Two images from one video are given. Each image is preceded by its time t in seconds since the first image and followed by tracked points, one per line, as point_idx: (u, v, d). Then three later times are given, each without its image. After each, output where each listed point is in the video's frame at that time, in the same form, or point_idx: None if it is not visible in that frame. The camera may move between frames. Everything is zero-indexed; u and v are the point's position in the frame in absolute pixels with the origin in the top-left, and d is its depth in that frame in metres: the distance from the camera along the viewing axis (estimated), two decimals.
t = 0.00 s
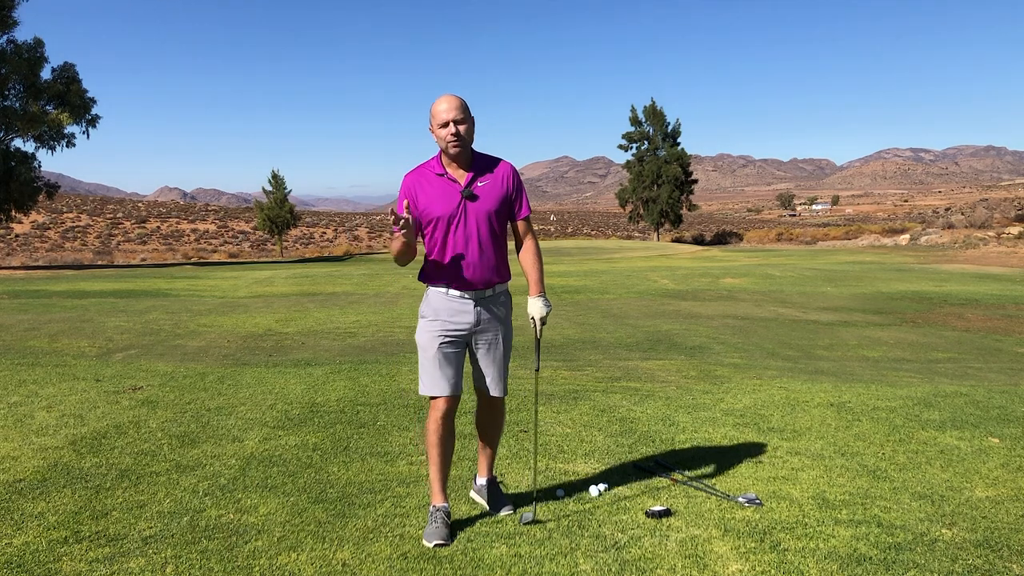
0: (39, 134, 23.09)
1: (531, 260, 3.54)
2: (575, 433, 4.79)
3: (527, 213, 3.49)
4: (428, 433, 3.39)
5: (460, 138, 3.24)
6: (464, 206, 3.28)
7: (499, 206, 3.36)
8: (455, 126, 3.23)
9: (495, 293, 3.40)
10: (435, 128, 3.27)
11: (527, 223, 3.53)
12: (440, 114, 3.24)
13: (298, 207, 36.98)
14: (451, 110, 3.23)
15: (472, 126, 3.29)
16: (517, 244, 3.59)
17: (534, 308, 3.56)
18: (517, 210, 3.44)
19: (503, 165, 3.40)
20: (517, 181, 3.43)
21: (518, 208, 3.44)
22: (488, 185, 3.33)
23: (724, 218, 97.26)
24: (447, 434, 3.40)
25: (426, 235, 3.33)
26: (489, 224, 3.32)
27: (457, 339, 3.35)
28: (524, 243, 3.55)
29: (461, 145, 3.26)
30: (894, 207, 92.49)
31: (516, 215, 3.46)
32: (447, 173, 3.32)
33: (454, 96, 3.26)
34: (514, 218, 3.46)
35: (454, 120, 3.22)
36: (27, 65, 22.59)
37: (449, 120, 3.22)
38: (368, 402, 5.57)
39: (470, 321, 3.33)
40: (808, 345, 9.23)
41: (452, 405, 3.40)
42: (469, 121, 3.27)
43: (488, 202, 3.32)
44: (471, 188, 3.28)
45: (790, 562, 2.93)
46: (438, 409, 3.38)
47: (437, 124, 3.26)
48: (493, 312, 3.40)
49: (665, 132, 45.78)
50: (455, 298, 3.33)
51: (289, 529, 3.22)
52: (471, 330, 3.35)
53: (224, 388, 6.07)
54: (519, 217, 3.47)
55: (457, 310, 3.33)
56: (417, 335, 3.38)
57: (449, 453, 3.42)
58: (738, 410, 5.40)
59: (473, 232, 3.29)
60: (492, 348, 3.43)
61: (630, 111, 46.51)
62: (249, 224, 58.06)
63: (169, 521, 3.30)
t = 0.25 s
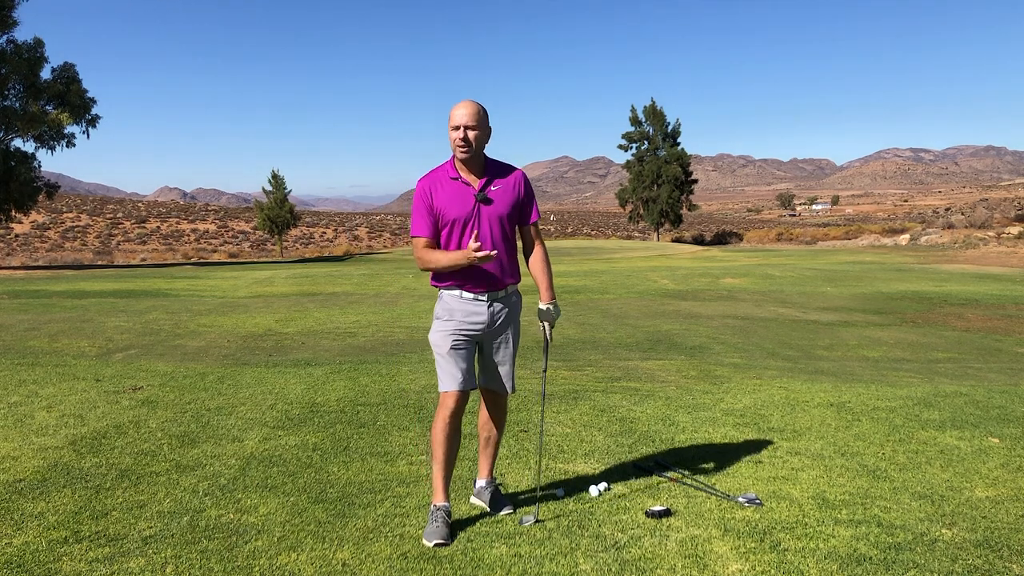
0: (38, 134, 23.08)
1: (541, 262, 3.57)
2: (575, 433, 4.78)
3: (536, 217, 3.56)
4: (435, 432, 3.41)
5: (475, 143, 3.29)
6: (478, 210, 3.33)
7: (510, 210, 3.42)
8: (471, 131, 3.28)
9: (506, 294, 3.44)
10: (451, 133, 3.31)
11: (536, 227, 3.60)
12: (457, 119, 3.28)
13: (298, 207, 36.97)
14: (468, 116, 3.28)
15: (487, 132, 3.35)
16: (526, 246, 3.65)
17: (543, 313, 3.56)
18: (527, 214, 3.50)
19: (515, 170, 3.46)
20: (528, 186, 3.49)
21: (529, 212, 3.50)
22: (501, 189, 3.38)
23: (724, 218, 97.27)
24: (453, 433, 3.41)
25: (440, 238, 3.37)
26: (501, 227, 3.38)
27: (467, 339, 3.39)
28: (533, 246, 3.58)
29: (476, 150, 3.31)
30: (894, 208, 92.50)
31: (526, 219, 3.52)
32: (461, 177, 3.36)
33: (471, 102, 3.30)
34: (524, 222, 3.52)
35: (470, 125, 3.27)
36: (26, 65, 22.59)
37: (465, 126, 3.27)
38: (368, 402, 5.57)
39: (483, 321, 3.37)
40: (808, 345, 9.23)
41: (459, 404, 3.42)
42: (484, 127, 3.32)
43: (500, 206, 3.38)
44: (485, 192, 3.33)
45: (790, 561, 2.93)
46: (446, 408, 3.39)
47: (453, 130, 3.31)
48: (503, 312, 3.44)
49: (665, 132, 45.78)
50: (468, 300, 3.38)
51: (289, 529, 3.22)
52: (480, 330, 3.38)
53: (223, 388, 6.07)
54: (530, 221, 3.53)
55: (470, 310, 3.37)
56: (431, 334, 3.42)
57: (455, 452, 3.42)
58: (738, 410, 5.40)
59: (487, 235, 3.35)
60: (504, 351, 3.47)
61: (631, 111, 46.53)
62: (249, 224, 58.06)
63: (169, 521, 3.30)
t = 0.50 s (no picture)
0: (38, 134, 23.08)
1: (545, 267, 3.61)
2: (575, 433, 4.78)
3: (546, 220, 3.56)
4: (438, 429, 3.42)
5: (488, 143, 3.31)
6: (488, 209, 3.33)
7: (520, 211, 3.42)
8: (485, 132, 3.30)
9: (512, 292, 3.41)
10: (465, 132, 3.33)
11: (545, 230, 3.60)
12: (474, 120, 3.30)
13: (298, 207, 36.97)
14: (483, 116, 3.30)
15: (501, 134, 3.37)
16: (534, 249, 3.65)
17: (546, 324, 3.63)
18: (536, 217, 3.51)
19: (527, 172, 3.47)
20: (538, 189, 3.50)
21: (538, 215, 3.51)
22: (512, 191, 3.39)
23: (724, 218, 97.28)
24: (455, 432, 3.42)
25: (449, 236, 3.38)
26: (511, 228, 3.38)
27: (471, 337, 3.39)
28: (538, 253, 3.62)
29: (490, 150, 3.33)
30: (894, 208, 92.50)
31: (535, 222, 3.52)
32: (473, 176, 3.37)
33: (487, 103, 3.32)
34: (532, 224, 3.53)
35: (484, 126, 3.29)
36: (26, 65, 22.59)
37: (479, 126, 3.29)
38: (368, 402, 5.57)
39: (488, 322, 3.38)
40: (808, 345, 9.23)
41: (462, 402, 3.42)
42: (498, 128, 3.34)
43: (511, 207, 3.38)
44: (495, 192, 3.34)
45: (790, 562, 2.93)
46: (448, 406, 3.41)
47: (467, 129, 3.33)
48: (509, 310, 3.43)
49: (665, 132, 45.79)
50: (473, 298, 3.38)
51: (289, 529, 3.22)
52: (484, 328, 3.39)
53: (223, 388, 6.07)
54: (538, 224, 3.54)
55: (477, 311, 3.38)
56: (435, 334, 3.42)
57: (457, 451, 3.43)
58: (738, 410, 5.40)
59: (496, 234, 3.34)
60: (508, 352, 3.49)
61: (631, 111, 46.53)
62: (249, 224, 58.05)
63: (169, 521, 3.30)
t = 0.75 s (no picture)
0: (38, 134, 23.07)
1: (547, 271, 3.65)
2: (575, 433, 4.78)
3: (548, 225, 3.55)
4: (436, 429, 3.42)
5: (495, 145, 3.31)
6: (488, 209, 3.34)
7: (521, 214, 3.41)
8: (492, 133, 3.30)
9: (510, 292, 3.42)
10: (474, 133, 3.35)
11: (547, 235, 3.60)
12: (483, 120, 3.31)
13: (298, 207, 36.96)
14: (493, 118, 3.31)
15: (509, 136, 3.37)
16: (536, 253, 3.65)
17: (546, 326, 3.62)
18: (538, 221, 3.50)
19: (532, 177, 3.47)
20: (542, 194, 3.49)
21: (539, 219, 3.50)
22: (514, 193, 3.39)
23: (724, 218, 97.26)
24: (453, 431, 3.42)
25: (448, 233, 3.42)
26: (509, 229, 3.37)
27: (468, 337, 3.39)
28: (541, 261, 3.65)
29: (496, 153, 3.33)
30: (894, 208, 92.49)
31: (536, 226, 3.51)
32: (476, 176, 3.39)
33: (498, 105, 3.33)
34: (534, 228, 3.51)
35: (492, 127, 3.30)
36: (26, 65, 22.58)
37: (488, 128, 3.30)
38: (368, 402, 5.56)
39: (485, 321, 3.38)
40: (807, 345, 9.22)
41: (460, 401, 3.43)
42: (507, 131, 3.35)
43: (511, 209, 3.37)
44: (496, 193, 3.35)
45: (790, 561, 2.93)
46: (445, 405, 3.42)
47: (476, 130, 3.35)
48: (506, 311, 3.42)
49: (665, 132, 45.79)
50: (470, 298, 3.39)
51: (289, 529, 3.22)
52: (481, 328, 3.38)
53: (223, 388, 6.07)
54: (540, 227, 3.53)
55: (474, 311, 3.38)
56: (433, 333, 3.44)
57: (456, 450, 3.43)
58: (738, 410, 5.40)
59: (493, 235, 3.34)
60: (507, 350, 3.48)
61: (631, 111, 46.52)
62: (249, 224, 58.04)
63: (169, 521, 3.30)
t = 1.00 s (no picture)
0: (38, 134, 23.07)
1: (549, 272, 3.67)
2: (575, 433, 4.78)
3: (543, 228, 3.54)
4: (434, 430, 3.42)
5: (495, 148, 3.32)
6: (482, 209, 3.35)
7: (516, 215, 3.41)
8: (493, 136, 3.31)
9: (506, 292, 3.42)
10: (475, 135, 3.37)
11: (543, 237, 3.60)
12: (484, 123, 3.33)
13: (298, 207, 36.95)
14: (495, 122, 3.32)
15: (510, 140, 3.38)
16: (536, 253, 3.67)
17: (549, 323, 3.62)
18: (533, 223, 3.49)
19: (530, 179, 3.46)
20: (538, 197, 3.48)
21: (535, 221, 3.49)
22: (509, 195, 3.39)
23: (724, 218, 97.28)
24: (452, 432, 3.42)
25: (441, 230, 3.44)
26: (502, 230, 3.37)
27: (464, 338, 3.39)
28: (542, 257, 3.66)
29: (494, 155, 3.34)
30: (894, 208, 92.49)
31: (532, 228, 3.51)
32: (473, 176, 3.42)
33: (502, 109, 3.34)
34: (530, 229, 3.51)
35: (494, 130, 3.30)
36: (26, 65, 22.57)
37: (492, 131, 3.31)
38: (368, 402, 5.57)
39: (480, 321, 3.38)
40: (807, 345, 9.23)
41: (458, 401, 3.43)
42: (509, 135, 3.35)
43: (505, 209, 3.38)
44: (491, 194, 3.36)
45: (790, 562, 2.93)
46: (443, 407, 3.42)
47: (477, 132, 3.36)
48: (501, 310, 3.42)
49: (664, 132, 45.80)
50: (465, 299, 3.39)
51: (289, 529, 3.22)
52: (477, 329, 3.38)
53: (224, 388, 6.07)
54: (536, 230, 3.52)
55: (468, 311, 3.38)
56: (429, 335, 3.44)
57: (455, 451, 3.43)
58: (737, 410, 5.40)
59: (485, 235, 3.34)
60: (504, 349, 3.47)
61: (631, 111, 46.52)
62: (249, 224, 58.04)
63: (169, 521, 3.30)
